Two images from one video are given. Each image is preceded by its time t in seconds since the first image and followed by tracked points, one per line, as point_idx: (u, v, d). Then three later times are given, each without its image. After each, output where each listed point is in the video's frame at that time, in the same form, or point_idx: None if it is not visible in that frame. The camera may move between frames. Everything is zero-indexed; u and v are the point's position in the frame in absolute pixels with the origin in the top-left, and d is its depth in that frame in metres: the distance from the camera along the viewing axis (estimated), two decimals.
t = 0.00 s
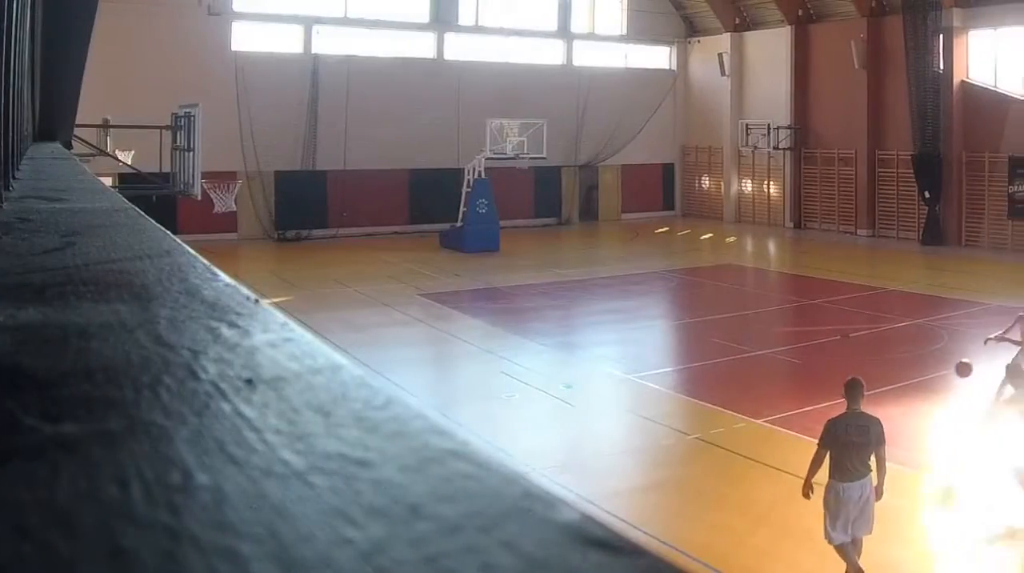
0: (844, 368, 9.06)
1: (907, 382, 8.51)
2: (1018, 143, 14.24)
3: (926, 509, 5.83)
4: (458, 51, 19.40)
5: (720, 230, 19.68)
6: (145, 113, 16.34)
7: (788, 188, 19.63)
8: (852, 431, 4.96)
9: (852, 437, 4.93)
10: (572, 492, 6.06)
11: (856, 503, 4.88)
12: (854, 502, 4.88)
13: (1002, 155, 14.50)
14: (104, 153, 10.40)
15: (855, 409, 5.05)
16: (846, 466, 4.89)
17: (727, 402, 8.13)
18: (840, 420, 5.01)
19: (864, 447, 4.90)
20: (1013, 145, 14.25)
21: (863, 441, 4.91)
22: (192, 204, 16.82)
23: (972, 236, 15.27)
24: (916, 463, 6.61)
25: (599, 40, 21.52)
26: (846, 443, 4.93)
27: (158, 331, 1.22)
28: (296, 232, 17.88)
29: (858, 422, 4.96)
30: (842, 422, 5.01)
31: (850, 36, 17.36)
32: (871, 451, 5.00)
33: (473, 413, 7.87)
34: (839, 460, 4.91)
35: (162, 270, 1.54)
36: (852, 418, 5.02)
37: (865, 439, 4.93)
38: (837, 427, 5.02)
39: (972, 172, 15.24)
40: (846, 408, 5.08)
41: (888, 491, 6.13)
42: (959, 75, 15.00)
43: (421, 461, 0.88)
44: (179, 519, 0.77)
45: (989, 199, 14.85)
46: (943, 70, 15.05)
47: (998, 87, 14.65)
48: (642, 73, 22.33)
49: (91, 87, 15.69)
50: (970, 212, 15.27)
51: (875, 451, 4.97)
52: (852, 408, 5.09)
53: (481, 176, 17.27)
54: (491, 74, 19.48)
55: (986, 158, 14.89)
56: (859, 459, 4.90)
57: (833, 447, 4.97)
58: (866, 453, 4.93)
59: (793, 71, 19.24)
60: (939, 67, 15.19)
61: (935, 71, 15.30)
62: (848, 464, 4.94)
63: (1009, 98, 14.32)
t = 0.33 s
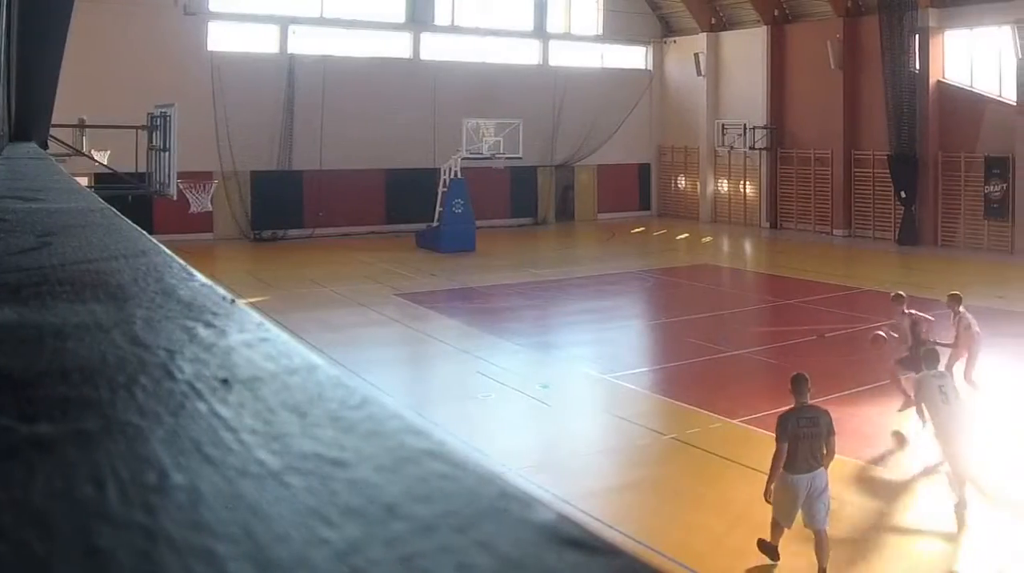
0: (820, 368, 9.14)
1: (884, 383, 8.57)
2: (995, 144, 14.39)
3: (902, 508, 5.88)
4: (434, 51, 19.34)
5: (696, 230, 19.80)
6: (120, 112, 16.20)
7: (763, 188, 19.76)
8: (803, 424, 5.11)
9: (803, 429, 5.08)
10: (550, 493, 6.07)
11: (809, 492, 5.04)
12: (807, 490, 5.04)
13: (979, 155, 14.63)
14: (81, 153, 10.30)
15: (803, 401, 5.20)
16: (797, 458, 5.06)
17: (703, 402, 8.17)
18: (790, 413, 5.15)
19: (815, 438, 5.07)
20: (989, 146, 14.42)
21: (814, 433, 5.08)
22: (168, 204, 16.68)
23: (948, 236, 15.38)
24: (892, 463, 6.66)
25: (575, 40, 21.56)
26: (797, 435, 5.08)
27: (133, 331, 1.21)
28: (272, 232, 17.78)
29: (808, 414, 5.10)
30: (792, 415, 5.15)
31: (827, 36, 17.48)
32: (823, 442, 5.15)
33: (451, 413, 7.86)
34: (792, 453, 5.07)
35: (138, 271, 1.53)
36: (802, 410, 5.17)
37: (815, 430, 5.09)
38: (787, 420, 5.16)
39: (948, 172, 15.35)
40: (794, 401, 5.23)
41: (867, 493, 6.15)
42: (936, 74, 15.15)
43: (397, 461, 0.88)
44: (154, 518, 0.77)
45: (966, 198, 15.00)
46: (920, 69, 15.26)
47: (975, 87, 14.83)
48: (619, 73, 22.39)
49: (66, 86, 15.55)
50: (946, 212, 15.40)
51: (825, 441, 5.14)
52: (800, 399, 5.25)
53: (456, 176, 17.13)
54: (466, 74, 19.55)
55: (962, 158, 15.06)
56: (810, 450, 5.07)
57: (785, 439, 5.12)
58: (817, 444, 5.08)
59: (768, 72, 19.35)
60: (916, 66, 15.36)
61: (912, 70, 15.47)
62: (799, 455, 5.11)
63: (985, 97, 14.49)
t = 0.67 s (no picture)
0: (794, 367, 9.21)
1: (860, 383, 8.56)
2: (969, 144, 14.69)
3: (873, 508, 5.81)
4: (408, 51, 19.29)
5: (671, 230, 19.89)
6: (93, 112, 16.05)
7: (737, 188, 19.88)
8: (744, 406, 5.21)
9: (743, 412, 5.19)
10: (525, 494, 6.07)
11: (751, 472, 5.18)
12: (749, 469, 5.18)
13: (953, 155, 14.91)
14: (55, 153, 10.18)
15: (741, 384, 5.32)
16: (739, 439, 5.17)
17: (677, 402, 8.22)
18: (730, 397, 5.25)
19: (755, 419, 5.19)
20: (963, 146, 14.71)
21: (753, 414, 5.19)
22: (142, 205, 16.54)
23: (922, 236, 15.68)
24: (862, 463, 6.59)
25: (550, 40, 21.60)
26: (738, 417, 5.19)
27: (107, 331, 1.21)
28: (246, 232, 17.65)
29: (748, 397, 5.21)
30: (733, 398, 5.25)
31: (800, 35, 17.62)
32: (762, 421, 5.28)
33: (427, 414, 7.85)
34: (735, 434, 5.18)
35: (112, 270, 1.52)
36: (741, 392, 5.28)
37: (755, 411, 5.20)
38: (728, 403, 5.25)
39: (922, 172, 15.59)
40: (733, 383, 5.32)
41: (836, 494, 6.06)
42: (911, 74, 15.39)
43: (372, 460, 0.88)
44: (129, 519, 0.78)
45: (940, 199, 15.24)
46: (894, 70, 15.44)
47: (949, 87, 15.10)
48: (594, 73, 22.44)
49: (38, 86, 15.40)
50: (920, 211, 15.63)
51: (762, 421, 5.27)
52: (738, 381, 5.36)
53: (430, 176, 17.10)
54: (440, 76, 19.61)
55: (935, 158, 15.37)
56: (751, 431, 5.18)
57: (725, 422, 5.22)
58: (756, 424, 5.21)
59: (742, 74, 19.49)
60: (890, 66, 15.51)
61: (886, 70, 15.63)
62: (741, 436, 5.23)
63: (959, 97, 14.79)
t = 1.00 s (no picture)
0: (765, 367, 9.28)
1: (832, 383, 8.58)
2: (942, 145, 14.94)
3: (850, 506, 5.74)
4: (382, 51, 19.24)
5: (645, 230, 19.98)
6: (66, 112, 15.90)
7: (712, 188, 20.02)
8: (688, 397, 5.36)
9: (687, 402, 5.33)
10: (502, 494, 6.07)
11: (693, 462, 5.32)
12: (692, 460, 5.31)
13: (927, 155, 15.14)
14: (29, 153, 10.05)
15: (686, 376, 5.46)
16: (684, 429, 5.30)
17: (651, 402, 8.25)
18: (675, 389, 5.40)
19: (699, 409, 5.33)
20: (936, 146, 14.95)
21: (697, 406, 5.33)
22: (116, 205, 16.39)
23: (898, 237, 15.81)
24: (837, 462, 6.53)
25: (524, 41, 21.59)
26: (683, 408, 5.33)
27: (82, 330, 1.19)
28: (220, 232, 17.53)
29: (691, 389, 5.36)
30: (677, 390, 5.40)
31: (774, 35, 17.77)
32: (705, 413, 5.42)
33: (402, 414, 7.83)
34: (678, 424, 5.31)
35: (86, 271, 1.50)
36: (685, 385, 5.43)
37: (699, 402, 5.34)
38: (673, 395, 5.40)
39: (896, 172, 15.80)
40: (677, 376, 5.47)
41: (806, 488, 6.06)
42: (885, 75, 15.60)
43: (345, 460, 0.88)
44: (104, 519, 0.78)
45: (913, 199, 15.45)
46: (868, 70, 15.68)
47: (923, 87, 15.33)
48: (569, 74, 22.47)
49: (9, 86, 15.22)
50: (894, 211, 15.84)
51: (707, 411, 5.41)
52: (683, 375, 5.52)
53: (404, 175, 17.07)
54: (414, 75, 19.57)
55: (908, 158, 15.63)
56: (695, 420, 5.31)
57: (671, 413, 5.36)
58: (700, 416, 5.35)
59: (715, 75, 19.61)
60: (864, 66, 15.67)
61: (860, 71, 15.79)
62: (686, 427, 5.36)
63: (933, 98, 15.04)
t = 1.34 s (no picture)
0: (737, 367, 9.33)
1: (807, 383, 8.64)
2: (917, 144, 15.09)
3: (827, 508, 5.78)
4: (357, 51, 19.16)
5: (619, 230, 20.05)
6: (40, 112, 15.79)
7: (686, 187, 20.11)
8: (632, 381, 5.54)
9: (632, 387, 5.51)
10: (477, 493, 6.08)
11: (638, 443, 5.57)
12: (638, 440, 5.55)
13: (902, 155, 15.28)
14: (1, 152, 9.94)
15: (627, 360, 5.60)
16: (629, 412, 5.51)
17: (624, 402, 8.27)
18: (620, 373, 5.55)
19: (641, 392, 5.53)
20: (910, 146, 15.11)
21: (641, 391, 5.52)
22: (90, 205, 16.28)
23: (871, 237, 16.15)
24: (813, 462, 6.57)
25: (500, 41, 21.61)
26: (628, 392, 5.51)
27: (55, 330, 1.19)
28: (194, 232, 17.42)
29: (636, 373, 5.53)
30: (622, 374, 5.56)
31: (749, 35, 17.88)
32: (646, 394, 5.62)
33: (377, 414, 7.82)
34: (624, 409, 5.50)
35: (60, 270, 1.49)
36: (627, 368, 5.59)
37: (642, 386, 5.53)
38: (619, 378, 5.56)
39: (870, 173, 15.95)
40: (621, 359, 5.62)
41: (779, 489, 6.09)
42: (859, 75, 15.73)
43: (321, 461, 0.90)
44: (78, 519, 0.80)
45: (888, 199, 15.63)
46: (843, 70, 15.87)
47: (897, 87, 15.49)
48: (544, 74, 22.50)
49: None
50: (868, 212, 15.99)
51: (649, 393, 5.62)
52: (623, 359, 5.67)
53: (379, 175, 17.01)
54: (389, 76, 19.52)
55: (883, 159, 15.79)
56: (638, 405, 5.52)
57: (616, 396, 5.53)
58: (643, 400, 5.54)
59: (690, 76, 19.71)
60: (839, 67, 15.83)
61: (835, 71, 15.94)
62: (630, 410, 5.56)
63: (907, 97, 15.20)
